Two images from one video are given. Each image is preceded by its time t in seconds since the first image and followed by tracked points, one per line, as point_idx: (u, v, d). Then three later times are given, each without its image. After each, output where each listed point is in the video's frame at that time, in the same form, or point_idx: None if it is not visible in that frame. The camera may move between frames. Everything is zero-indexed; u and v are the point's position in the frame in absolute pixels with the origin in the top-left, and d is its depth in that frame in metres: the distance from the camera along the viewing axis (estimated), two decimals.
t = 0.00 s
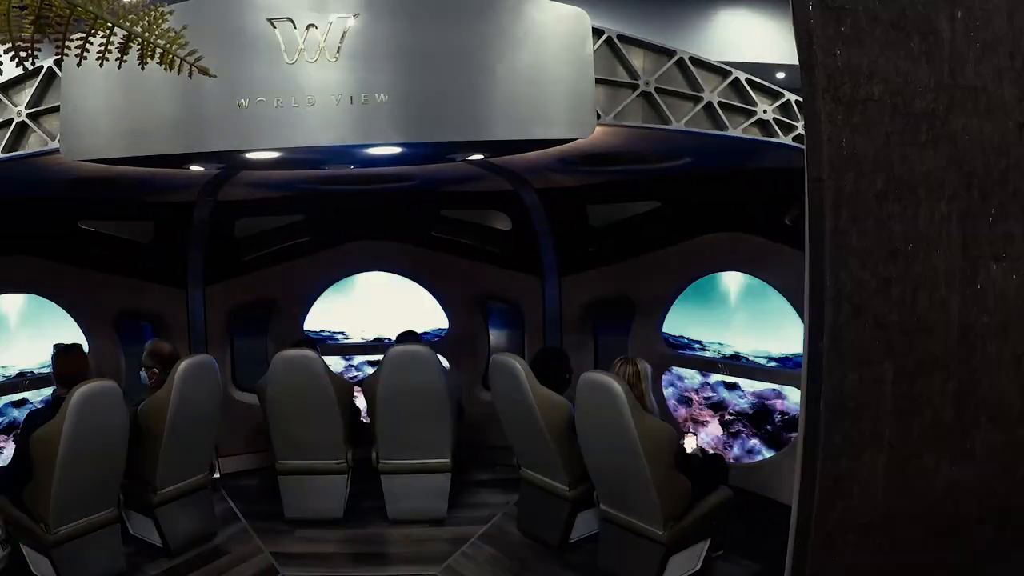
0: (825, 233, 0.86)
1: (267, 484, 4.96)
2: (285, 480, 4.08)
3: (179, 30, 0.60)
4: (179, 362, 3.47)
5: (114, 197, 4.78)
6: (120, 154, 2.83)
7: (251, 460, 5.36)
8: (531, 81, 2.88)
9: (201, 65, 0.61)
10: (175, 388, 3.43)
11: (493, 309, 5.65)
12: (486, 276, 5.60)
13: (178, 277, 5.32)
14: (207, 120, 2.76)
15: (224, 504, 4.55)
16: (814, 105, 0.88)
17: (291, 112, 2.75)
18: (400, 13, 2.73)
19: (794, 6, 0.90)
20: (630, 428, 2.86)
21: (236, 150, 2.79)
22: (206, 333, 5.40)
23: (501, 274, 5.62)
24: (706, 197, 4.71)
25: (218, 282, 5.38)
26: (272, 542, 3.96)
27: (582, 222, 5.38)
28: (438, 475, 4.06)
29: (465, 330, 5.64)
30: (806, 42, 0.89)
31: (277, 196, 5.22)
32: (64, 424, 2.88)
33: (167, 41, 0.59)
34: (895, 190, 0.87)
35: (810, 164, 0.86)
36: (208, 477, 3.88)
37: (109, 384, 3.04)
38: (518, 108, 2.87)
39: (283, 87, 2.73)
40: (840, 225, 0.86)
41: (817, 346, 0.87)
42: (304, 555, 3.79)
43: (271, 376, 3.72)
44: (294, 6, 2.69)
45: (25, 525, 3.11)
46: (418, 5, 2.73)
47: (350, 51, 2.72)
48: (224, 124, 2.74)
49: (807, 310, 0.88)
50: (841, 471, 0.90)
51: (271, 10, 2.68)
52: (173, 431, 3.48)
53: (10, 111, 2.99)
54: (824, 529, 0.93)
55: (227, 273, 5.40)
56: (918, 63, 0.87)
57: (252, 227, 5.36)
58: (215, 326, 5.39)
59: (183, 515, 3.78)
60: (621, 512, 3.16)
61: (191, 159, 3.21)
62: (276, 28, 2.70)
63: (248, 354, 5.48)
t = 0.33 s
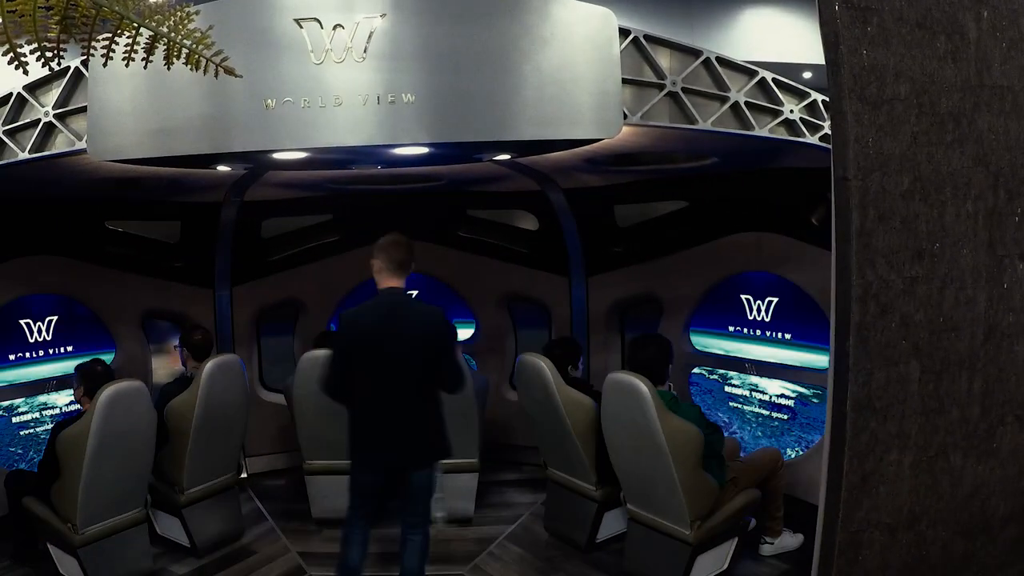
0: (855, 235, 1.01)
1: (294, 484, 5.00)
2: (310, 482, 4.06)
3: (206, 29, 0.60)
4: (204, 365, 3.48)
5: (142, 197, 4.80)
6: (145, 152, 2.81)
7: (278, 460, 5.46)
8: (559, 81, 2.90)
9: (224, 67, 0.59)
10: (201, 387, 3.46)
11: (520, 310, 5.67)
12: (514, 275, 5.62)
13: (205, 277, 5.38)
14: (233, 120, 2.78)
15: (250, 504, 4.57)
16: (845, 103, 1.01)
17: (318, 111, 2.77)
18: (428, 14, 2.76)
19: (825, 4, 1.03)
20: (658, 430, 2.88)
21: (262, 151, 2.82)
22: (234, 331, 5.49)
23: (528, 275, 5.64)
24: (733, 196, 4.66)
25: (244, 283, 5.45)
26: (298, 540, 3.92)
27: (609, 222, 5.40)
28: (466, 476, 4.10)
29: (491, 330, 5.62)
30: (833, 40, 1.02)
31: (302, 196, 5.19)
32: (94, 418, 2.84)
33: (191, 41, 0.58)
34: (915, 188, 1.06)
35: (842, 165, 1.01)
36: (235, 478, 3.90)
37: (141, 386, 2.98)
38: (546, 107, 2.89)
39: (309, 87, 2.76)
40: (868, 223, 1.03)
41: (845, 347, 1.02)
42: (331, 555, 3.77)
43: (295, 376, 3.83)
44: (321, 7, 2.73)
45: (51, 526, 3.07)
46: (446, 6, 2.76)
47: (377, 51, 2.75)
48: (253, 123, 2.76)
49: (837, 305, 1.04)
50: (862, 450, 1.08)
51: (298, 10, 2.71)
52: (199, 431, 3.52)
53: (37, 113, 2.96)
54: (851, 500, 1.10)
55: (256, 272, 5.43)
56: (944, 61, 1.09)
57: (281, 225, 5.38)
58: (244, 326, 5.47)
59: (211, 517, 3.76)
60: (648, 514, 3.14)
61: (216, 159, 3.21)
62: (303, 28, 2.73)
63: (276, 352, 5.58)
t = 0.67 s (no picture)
0: (880, 232, 0.90)
1: (321, 483, 5.05)
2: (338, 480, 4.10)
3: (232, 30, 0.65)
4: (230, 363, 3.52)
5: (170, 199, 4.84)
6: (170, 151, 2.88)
7: (305, 460, 5.44)
8: (585, 79, 2.92)
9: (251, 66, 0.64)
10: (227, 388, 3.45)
11: (547, 310, 5.61)
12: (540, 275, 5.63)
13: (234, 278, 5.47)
14: (262, 120, 2.83)
15: (278, 504, 4.61)
16: (868, 102, 0.91)
17: (344, 111, 2.80)
18: (453, 11, 2.79)
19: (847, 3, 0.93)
20: (683, 428, 2.86)
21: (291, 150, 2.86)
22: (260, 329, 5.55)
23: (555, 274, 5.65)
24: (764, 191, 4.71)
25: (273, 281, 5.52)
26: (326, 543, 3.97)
27: (636, 221, 5.38)
28: (492, 476, 4.07)
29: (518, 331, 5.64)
30: (860, 40, 0.92)
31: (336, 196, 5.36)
32: (124, 417, 2.92)
33: (219, 42, 0.64)
34: (947, 188, 0.93)
35: (865, 162, 0.91)
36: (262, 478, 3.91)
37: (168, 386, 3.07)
38: (571, 106, 2.90)
39: (335, 86, 2.79)
40: (895, 224, 0.91)
41: (873, 348, 0.91)
42: (359, 555, 3.79)
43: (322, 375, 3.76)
44: (347, 7, 2.76)
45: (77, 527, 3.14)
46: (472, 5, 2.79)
47: (404, 50, 2.79)
48: (280, 122, 2.80)
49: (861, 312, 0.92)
50: (893, 471, 0.94)
51: (325, 10, 2.75)
52: (227, 430, 3.52)
53: (65, 112, 3.13)
54: (878, 530, 0.96)
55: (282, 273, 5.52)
56: (972, 61, 0.95)
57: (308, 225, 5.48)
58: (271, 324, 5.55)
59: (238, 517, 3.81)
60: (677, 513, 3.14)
61: (244, 159, 3.29)
62: (330, 29, 2.77)
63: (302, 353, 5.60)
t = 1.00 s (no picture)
0: (907, 233, 0.90)
1: (346, 482, 5.10)
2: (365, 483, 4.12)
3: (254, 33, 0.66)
4: (254, 363, 3.54)
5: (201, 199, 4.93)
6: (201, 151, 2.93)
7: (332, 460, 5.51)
8: (611, 81, 2.93)
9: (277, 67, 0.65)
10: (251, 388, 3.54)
11: (572, 310, 5.72)
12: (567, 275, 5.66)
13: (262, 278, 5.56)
14: (285, 120, 2.86)
15: (305, 503, 4.65)
16: (894, 102, 0.92)
17: (371, 111, 2.85)
18: (480, 12, 2.82)
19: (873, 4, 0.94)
20: (711, 430, 2.86)
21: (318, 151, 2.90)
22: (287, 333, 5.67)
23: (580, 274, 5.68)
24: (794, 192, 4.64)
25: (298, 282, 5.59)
26: (353, 541, 4.03)
27: (662, 221, 5.35)
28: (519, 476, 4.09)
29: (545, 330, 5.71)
30: (886, 41, 0.93)
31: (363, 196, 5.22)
32: (148, 420, 3.01)
33: (245, 43, 0.65)
34: (975, 188, 0.93)
35: (890, 161, 0.91)
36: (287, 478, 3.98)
37: (192, 384, 3.14)
38: (596, 106, 2.92)
39: (362, 86, 2.83)
40: (921, 224, 0.91)
41: (899, 348, 0.91)
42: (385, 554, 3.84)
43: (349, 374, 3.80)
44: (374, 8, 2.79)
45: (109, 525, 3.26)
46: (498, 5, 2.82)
47: (430, 50, 2.83)
48: (308, 123, 2.85)
49: (888, 312, 0.93)
50: (921, 471, 0.95)
51: (351, 10, 2.78)
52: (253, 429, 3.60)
53: (92, 112, 3.20)
54: (905, 529, 0.97)
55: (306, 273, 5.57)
56: (999, 62, 0.95)
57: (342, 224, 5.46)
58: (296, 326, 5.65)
59: (267, 515, 3.90)
60: (702, 512, 3.13)
61: (270, 159, 3.33)
62: (357, 29, 2.80)
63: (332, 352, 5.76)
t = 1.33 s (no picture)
0: (933, 232, 0.90)
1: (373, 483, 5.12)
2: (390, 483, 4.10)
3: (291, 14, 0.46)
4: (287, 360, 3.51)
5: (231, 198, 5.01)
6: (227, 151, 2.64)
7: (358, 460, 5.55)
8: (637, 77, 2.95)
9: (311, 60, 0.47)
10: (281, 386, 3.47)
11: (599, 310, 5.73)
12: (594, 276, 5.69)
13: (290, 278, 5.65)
14: (314, 120, 2.85)
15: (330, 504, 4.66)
16: (921, 101, 0.92)
17: (397, 110, 2.87)
18: (507, 14, 2.85)
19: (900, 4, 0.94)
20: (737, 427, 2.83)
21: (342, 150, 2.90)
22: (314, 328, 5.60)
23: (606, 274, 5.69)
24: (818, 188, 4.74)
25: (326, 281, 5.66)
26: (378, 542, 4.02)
27: (689, 221, 5.35)
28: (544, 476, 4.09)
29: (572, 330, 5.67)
30: (913, 39, 0.93)
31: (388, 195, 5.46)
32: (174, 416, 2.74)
33: (273, 39, 0.45)
34: (1000, 189, 0.93)
35: (917, 161, 0.92)
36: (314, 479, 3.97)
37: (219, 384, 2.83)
38: (624, 105, 2.95)
39: (390, 86, 2.84)
40: (948, 223, 0.91)
41: (925, 347, 0.92)
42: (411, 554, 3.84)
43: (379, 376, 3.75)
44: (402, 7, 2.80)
45: (128, 525, 2.88)
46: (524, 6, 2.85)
47: (457, 50, 2.85)
48: (331, 121, 2.84)
49: (915, 310, 0.93)
50: (946, 470, 0.95)
51: (377, 9, 2.79)
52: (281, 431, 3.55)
53: (118, 112, 3.34)
54: (932, 527, 0.96)
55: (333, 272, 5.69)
56: None
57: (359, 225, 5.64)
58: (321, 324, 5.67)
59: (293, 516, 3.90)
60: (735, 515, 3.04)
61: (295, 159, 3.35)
62: (384, 28, 2.82)
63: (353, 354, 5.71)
